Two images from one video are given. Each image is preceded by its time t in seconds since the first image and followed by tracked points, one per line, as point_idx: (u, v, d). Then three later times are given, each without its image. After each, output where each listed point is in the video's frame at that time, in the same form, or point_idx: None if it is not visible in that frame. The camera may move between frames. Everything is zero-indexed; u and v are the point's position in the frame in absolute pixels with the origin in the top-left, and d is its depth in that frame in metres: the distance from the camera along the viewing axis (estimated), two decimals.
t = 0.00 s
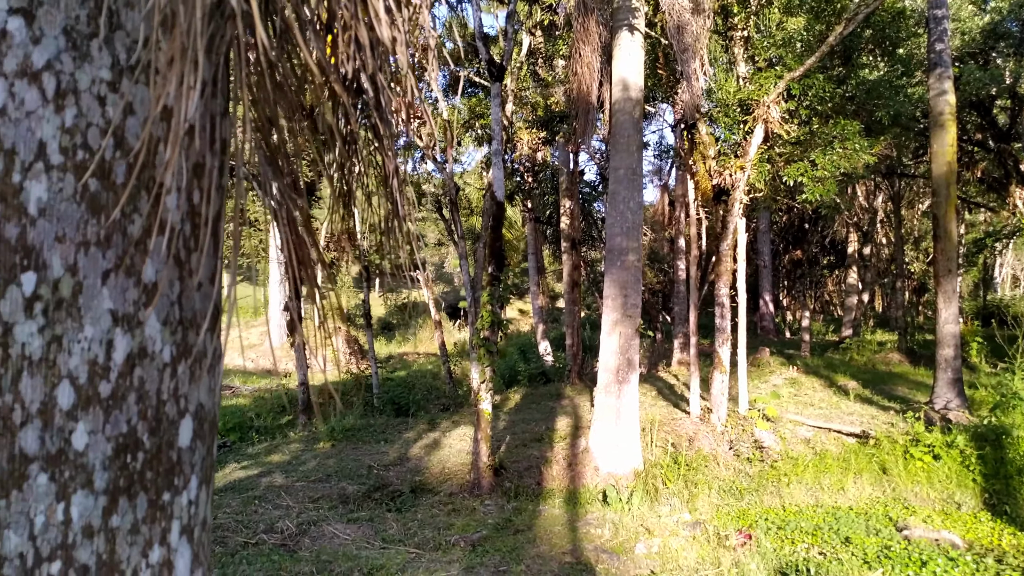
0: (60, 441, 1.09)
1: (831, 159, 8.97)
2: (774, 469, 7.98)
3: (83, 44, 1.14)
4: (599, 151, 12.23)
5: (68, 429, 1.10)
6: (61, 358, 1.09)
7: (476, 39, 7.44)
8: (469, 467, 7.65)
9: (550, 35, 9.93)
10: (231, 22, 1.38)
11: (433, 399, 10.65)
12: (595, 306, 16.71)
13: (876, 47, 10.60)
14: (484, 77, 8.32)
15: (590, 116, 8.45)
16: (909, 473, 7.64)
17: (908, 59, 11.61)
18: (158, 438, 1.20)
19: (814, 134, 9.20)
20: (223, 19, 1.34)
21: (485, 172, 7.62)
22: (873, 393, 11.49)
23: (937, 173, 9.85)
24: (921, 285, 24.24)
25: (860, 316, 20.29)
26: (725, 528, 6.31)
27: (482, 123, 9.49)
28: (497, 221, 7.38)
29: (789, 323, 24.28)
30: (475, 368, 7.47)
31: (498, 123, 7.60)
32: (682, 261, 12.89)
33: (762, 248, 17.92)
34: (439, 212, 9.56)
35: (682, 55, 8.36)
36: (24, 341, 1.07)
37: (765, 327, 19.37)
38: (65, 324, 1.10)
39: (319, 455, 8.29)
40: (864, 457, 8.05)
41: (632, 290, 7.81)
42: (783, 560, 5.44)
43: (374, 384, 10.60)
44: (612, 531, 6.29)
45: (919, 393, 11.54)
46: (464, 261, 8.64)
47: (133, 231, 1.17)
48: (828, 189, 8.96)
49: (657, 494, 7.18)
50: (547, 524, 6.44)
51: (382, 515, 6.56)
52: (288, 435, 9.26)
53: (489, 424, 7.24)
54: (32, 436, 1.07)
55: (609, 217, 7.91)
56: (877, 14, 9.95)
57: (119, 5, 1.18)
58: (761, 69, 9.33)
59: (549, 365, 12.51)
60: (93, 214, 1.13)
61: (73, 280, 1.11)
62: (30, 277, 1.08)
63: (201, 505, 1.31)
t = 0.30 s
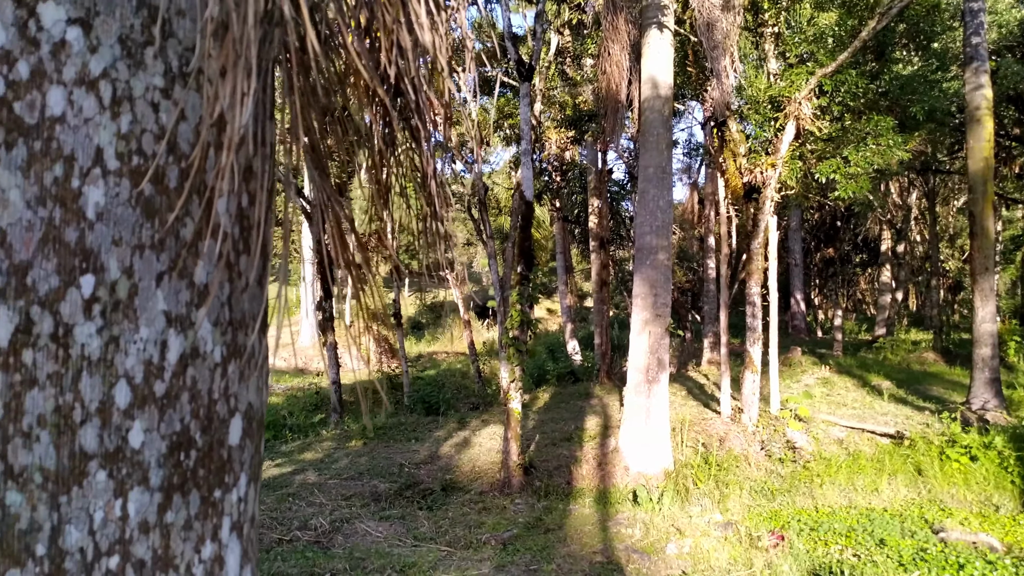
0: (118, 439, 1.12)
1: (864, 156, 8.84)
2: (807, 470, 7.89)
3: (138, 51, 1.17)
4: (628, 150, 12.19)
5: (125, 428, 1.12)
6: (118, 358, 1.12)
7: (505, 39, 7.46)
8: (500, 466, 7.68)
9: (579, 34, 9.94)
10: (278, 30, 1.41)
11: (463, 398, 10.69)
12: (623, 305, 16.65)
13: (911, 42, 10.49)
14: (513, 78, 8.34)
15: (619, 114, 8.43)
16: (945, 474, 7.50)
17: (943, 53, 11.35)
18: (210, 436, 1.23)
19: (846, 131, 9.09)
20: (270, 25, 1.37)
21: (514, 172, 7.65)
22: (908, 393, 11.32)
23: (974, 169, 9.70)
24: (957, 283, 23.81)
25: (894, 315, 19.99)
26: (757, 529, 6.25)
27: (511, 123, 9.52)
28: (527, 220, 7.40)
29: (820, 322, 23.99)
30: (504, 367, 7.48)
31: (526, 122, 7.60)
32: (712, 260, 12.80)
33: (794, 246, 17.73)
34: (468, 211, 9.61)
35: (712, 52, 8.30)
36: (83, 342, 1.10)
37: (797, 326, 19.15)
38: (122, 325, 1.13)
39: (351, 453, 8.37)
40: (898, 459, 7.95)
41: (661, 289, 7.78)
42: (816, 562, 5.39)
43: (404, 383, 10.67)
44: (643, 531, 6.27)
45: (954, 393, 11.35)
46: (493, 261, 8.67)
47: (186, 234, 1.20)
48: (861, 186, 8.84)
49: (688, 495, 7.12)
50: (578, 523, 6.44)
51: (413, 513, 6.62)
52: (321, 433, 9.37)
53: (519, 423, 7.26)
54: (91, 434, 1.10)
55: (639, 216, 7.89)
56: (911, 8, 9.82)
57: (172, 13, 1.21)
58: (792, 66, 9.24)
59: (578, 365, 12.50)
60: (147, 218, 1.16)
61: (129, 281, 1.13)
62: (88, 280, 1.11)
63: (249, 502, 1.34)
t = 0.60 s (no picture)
0: (169, 438, 1.14)
1: (897, 153, 8.74)
2: (839, 472, 7.80)
3: (186, 59, 1.20)
4: (656, 149, 12.14)
5: (176, 427, 1.15)
6: (169, 358, 1.15)
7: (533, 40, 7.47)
8: (529, 466, 7.69)
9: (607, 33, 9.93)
10: (321, 36, 1.43)
11: (492, 398, 10.72)
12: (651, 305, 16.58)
13: (944, 37, 10.32)
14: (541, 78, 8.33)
15: (648, 113, 8.40)
16: (982, 477, 7.36)
17: (978, 47, 11.08)
18: (256, 435, 1.25)
19: (879, 128, 8.97)
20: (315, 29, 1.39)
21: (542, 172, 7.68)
22: (943, 394, 11.14)
23: (1010, 167, 9.42)
24: (993, 282, 23.36)
25: (928, 315, 19.68)
26: (789, 531, 6.19)
27: (539, 123, 9.53)
28: (555, 220, 7.40)
29: (852, 322, 23.70)
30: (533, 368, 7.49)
31: (554, 123, 7.61)
32: (741, 259, 12.70)
33: (824, 245, 17.53)
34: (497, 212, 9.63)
35: (741, 50, 8.24)
36: (136, 343, 1.13)
37: (829, 327, 18.94)
38: (173, 326, 1.15)
39: (381, 452, 8.45)
40: (933, 461, 7.83)
41: (690, 289, 7.74)
42: (849, 565, 5.33)
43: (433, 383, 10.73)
44: (673, 532, 6.25)
45: (991, 394, 11.15)
46: (521, 261, 8.69)
47: (233, 237, 1.23)
48: (894, 184, 8.70)
49: (718, 496, 7.08)
50: (608, 524, 6.43)
51: (443, 512, 6.67)
52: (352, 432, 9.46)
53: (547, 423, 7.26)
54: (144, 432, 1.12)
55: (668, 215, 7.86)
56: (944, 3, 9.67)
57: (219, 22, 1.25)
58: (822, 63, 9.13)
59: (606, 365, 12.48)
60: (196, 222, 1.19)
61: (179, 283, 1.16)
62: (140, 282, 1.13)
63: (294, 500, 1.37)
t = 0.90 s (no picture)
0: (214, 438, 1.17)
1: (931, 151, 8.52)
2: (872, 474, 7.70)
3: (229, 67, 1.23)
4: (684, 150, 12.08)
5: (220, 427, 1.17)
6: (214, 360, 1.17)
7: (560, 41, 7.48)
8: (557, 467, 7.69)
9: (634, 33, 9.91)
10: (360, 42, 1.45)
11: (520, 399, 10.72)
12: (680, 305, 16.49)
13: (979, 32, 10.13)
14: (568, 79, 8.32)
15: (676, 113, 8.37)
16: (1020, 481, 7.20)
17: (1014, 43, 10.88)
18: (297, 436, 1.28)
19: (911, 126, 8.83)
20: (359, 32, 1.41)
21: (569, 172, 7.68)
22: (978, 396, 10.93)
23: None
24: None
25: (963, 315, 19.34)
26: (821, 534, 6.11)
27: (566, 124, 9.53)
28: (582, 221, 7.39)
29: (884, 322, 23.36)
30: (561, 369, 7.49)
31: (581, 124, 7.60)
32: (770, 259, 12.58)
33: (856, 245, 17.31)
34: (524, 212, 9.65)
35: (770, 48, 8.16)
36: (182, 345, 1.15)
37: (860, 328, 18.69)
38: (217, 328, 1.18)
39: (411, 453, 8.50)
40: (968, 464, 7.69)
41: (719, 290, 7.68)
42: (882, 569, 5.26)
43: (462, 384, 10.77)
44: (703, 534, 6.21)
45: None
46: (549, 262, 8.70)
47: (275, 241, 1.25)
48: (927, 182, 8.53)
49: (748, 499, 7.01)
50: (637, 526, 6.41)
51: (472, 513, 6.70)
52: (382, 433, 9.53)
53: (576, 425, 7.25)
54: (190, 433, 1.15)
55: (696, 215, 7.81)
56: None
57: (260, 29, 1.27)
58: (853, 60, 9.01)
59: (633, 366, 12.43)
60: (239, 226, 1.21)
61: (223, 287, 1.19)
62: (186, 286, 1.16)
63: (333, 500, 1.38)
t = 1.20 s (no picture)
0: (258, 440, 1.18)
1: (965, 150, 8.33)
2: (907, 478, 7.57)
3: (272, 74, 1.25)
4: (713, 150, 12.00)
5: (264, 430, 1.19)
6: (258, 363, 1.19)
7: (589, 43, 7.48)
8: (587, 469, 7.67)
9: (663, 33, 9.88)
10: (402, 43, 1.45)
11: (549, 401, 10.71)
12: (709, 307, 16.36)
13: (1016, 28, 9.93)
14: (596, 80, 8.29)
15: (706, 113, 8.32)
16: None
17: None
18: (339, 438, 1.29)
19: (946, 124, 8.67)
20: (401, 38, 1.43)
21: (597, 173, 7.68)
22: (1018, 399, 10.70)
23: None
24: None
25: (1001, 316, 18.95)
26: (855, 538, 6.02)
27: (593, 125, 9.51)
28: (611, 222, 7.37)
29: (920, 324, 22.97)
30: (591, 371, 7.47)
31: (610, 125, 7.58)
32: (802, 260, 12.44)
33: (889, 245, 17.05)
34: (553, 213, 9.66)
35: (802, 47, 8.08)
36: (227, 348, 1.17)
37: (895, 329, 18.39)
38: (261, 332, 1.20)
39: (441, 454, 8.55)
40: (1008, 469, 7.52)
41: (750, 292, 7.61)
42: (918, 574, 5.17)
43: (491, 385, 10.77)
44: (735, 538, 6.15)
45: None
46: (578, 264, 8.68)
47: (316, 246, 1.27)
48: (963, 181, 8.35)
49: (781, 502, 6.92)
50: (669, 529, 6.38)
51: (503, 514, 6.73)
52: (412, 434, 9.59)
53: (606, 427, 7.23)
54: (235, 435, 1.17)
55: (727, 216, 7.76)
56: None
57: (301, 36, 1.29)
58: (887, 58, 8.89)
59: (663, 369, 12.35)
60: (282, 231, 1.23)
61: (267, 291, 1.21)
62: (231, 290, 1.18)
63: (373, 500, 1.40)
